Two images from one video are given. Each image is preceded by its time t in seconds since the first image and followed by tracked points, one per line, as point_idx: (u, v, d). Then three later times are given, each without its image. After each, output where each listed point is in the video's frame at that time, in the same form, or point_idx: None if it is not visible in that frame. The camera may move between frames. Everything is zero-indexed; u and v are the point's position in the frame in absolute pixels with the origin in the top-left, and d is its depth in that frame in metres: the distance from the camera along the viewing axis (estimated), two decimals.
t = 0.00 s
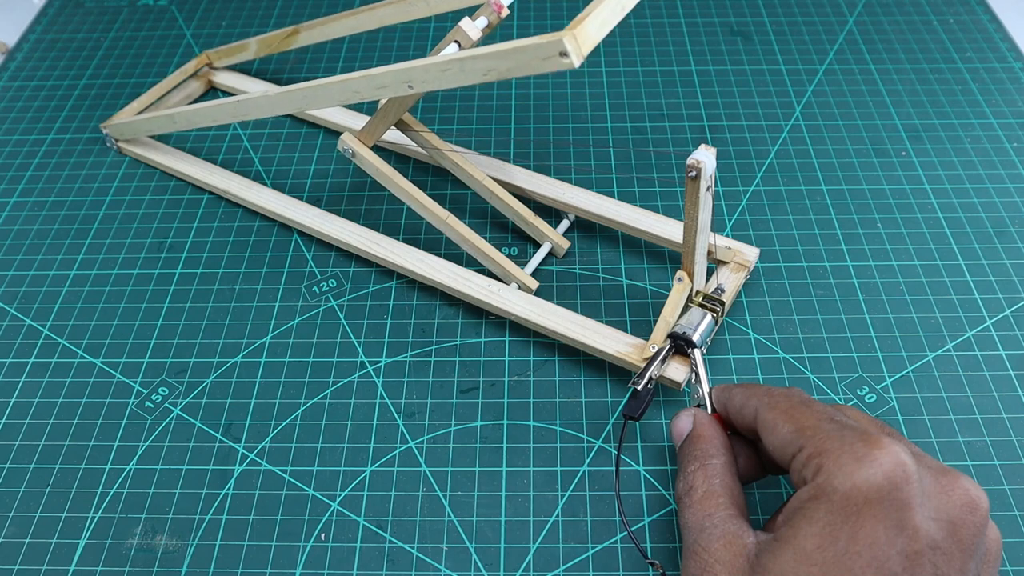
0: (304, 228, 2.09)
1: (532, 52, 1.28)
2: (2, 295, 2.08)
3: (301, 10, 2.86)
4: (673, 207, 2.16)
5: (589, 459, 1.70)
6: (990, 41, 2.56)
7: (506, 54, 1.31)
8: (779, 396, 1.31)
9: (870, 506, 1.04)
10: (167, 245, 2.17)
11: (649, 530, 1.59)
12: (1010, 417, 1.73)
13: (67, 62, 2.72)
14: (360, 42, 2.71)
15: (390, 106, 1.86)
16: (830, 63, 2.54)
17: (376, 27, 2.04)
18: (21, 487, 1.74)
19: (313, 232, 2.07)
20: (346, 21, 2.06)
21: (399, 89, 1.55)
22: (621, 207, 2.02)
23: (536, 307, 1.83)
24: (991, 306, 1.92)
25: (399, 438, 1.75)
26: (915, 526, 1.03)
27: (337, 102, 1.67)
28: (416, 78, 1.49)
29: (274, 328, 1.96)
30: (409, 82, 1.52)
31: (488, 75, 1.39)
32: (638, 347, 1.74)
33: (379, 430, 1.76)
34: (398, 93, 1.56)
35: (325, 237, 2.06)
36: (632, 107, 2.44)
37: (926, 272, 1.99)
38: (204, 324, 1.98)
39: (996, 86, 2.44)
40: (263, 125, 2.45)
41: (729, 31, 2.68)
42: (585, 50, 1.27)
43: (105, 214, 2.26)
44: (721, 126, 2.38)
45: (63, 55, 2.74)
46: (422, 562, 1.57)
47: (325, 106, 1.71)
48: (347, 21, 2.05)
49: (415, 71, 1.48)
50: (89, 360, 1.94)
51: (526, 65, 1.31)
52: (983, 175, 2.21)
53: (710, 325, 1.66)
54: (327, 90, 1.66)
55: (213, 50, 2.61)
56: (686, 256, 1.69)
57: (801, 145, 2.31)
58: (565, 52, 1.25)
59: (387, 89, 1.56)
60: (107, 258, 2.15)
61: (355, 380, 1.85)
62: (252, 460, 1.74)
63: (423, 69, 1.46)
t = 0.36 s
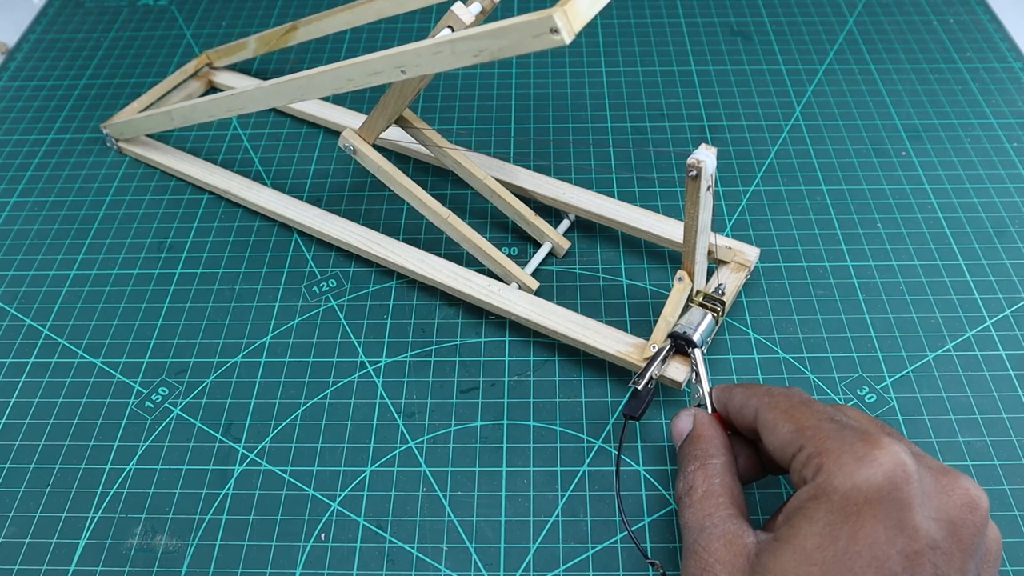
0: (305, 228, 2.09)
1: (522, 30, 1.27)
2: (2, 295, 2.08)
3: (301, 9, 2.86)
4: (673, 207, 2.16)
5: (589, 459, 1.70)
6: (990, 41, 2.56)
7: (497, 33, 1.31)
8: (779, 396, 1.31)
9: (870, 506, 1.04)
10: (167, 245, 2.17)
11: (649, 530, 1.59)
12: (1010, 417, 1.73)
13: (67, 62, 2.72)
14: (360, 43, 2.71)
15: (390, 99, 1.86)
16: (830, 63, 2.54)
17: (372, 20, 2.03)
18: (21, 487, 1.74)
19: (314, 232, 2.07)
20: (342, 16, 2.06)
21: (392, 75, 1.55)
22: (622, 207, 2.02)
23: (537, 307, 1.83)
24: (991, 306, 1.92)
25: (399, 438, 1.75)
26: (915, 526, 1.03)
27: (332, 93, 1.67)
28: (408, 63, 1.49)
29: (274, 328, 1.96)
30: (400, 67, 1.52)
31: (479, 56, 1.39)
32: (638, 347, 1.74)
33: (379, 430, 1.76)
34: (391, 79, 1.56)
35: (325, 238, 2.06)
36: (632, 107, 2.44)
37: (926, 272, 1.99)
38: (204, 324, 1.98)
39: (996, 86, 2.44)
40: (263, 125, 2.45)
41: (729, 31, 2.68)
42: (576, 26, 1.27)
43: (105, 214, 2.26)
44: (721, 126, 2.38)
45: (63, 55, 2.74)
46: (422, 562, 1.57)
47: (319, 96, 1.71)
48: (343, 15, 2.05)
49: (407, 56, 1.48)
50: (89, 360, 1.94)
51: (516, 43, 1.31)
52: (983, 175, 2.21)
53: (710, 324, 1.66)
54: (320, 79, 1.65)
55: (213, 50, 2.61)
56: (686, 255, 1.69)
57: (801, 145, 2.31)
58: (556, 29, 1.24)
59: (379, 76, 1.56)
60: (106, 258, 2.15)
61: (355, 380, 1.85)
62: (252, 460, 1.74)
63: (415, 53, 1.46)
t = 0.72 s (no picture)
0: (306, 229, 2.08)
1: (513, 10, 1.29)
2: (2, 295, 2.08)
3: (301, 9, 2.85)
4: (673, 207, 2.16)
5: (590, 459, 1.70)
6: (990, 41, 2.56)
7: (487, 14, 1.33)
8: (779, 396, 1.31)
9: (871, 505, 1.04)
10: (167, 245, 2.17)
11: (649, 530, 1.59)
12: (1010, 417, 1.73)
13: (67, 62, 2.72)
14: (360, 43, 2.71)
15: (387, 94, 1.86)
16: (830, 63, 2.54)
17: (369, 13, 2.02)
18: (21, 487, 1.74)
19: (313, 232, 2.07)
20: (339, 10, 2.05)
21: (385, 62, 1.55)
22: (623, 207, 2.02)
23: (537, 307, 1.83)
24: (991, 306, 1.92)
25: (399, 438, 1.75)
26: (916, 525, 1.03)
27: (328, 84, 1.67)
28: (400, 48, 1.49)
29: (274, 328, 1.96)
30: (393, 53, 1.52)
31: (471, 38, 1.40)
32: (639, 347, 1.74)
33: (379, 430, 1.76)
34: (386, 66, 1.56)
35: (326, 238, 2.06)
36: (633, 107, 2.44)
37: (926, 272, 1.99)
38: (203, 324, 1.98)
39: (996, 86, 2.44)
40: (263, 125, 2.45)
41: (729, 31, 2.68)
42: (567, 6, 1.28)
43: (105, 214, 2.26)
44: (721, 126, 2.38)
45: (63, 55, 2.74)
46: (422, 562, 1.57)
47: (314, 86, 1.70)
48: (340, 9, 2.04)
49: (399, 41, 1.48)
50: (89, 360, 1.94)
51: (507, 22, 1.32)
52: (983, 175, 2.21)
53: (711, 324, 1.66)
54: (315, 68, 1.65)
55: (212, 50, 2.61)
56: (687, 255, 1.70)
57: (801, 145, 2.31)
58: (546, 6, 1.26)
59: (373, 62, 1.56)
60: (106, 258, 2.15)
61: (355, 380, 1.85)
62: (252, 460, 1.74)
63: (408, 37, 1.46)
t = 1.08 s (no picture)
0: (312, 228, 2.08)
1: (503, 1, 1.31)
2: (2, 295, 2.08)
3: (300, 8, 2.85)
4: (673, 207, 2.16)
5: (589, 460, 1.70)
6: (990, 41, 2.56)
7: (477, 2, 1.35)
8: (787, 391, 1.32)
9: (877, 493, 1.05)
10: (167, 245, 2.17)
11: (649, 530, 1.60)
12: (1010, 417, 1.73)
13: (67, 62, 2.72)
14: (360, 42, 2.71)
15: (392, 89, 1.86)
16: (830, 63, 2.54)
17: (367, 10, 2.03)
18: (21, 487, 1.74)
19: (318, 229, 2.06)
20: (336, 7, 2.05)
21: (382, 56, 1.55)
22: (630, 204, 2.03)
23: (546, 303, 1.84)
24: (991, 306, 1.92)
25: (399, 438, 1.75)
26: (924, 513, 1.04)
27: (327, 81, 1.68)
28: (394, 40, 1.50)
29: (273, 328, 1.96)
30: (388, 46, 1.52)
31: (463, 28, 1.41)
32: (652, 342, 1.74)
33: (379, 430, 1.76)
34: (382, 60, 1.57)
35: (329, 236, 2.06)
36: (633, 107, 2.45)
37: (926, 272, 1.99)
38: (203, 324, 1.98)
39: (995, 86, 2.44)
40: (264, 126, 2.45)
41: (729, 31, 2.68)
42: None
43: (105, 214, 2.26)
44: (721, 126, 2.38)
45: (63, 55, 2.74)
46: (422, 562, 1.57)
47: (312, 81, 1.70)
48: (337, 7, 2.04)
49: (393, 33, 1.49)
50: (89, 360, 1.94)
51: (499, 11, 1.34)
52: (983, 175, 2.21)
53: (722, 320, 1.66)
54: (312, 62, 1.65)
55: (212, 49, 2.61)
56: (698, 251, 1.70)
57: (801, 145, 2.31)
58: None
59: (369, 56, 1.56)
60: (106, 258, 2.15)
61: (355, 380, 1.85)
62: (252, 460, 1.74)
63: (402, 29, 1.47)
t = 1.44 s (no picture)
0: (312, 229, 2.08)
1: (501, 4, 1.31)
2: (2, 295, 2.08)
3: (300, 8, 2.85)
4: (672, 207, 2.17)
5: (589, 460, 1.70)
6: (990, 41, 2.56)
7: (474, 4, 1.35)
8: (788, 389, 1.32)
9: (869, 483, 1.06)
10: (167, 245, 2.17)
11: (649, 530, 1.60)
12: (1010, 417, 1.73)
13: (67, 62, 2.72)
14: (360, 42, 2.70)
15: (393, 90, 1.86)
16: (830, 63, 2.54)
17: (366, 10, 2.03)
18: (21, 487, 1.74)
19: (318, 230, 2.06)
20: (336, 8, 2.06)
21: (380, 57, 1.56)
22: (630, 204, 2.03)
23: (546, 303, 1.84)
24: (991, 306, 1.92)
25: (399, 438, 1.75)
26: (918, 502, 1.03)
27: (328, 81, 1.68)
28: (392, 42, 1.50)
29: (273, 328, 1.96)
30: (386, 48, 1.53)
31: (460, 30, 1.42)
32: (652, 342, 1.75)
33: (379, 430, 1.76)
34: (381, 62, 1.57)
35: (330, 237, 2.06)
36: (633, 107, 2.45)
37: (926, 272, 1.99)
38: (203, 324, 1.98)
39: (995, 86, 2.44)
40: (264, 126, 2.45)
41: (729, 31, 2.68)
42: None
43: (105, 214, 2.26)
44: (721, 126, 2.38)
45: (63, 55, 2.74)
46: (422, 562, 1.58)
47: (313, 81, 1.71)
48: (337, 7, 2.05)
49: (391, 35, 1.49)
50: (89, 360, 1.94)
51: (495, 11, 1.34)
52: (983, 175, 2.21)
53: (722, 320, 1.65)
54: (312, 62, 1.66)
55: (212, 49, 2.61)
56: (698, 251, 1.70)
57: (801, 145, 2.31)
58: None
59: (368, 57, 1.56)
60: (106, 258, 2.15)
61: (355, 380, 1.85)
62: (252, 460, 1.74)
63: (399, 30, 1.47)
